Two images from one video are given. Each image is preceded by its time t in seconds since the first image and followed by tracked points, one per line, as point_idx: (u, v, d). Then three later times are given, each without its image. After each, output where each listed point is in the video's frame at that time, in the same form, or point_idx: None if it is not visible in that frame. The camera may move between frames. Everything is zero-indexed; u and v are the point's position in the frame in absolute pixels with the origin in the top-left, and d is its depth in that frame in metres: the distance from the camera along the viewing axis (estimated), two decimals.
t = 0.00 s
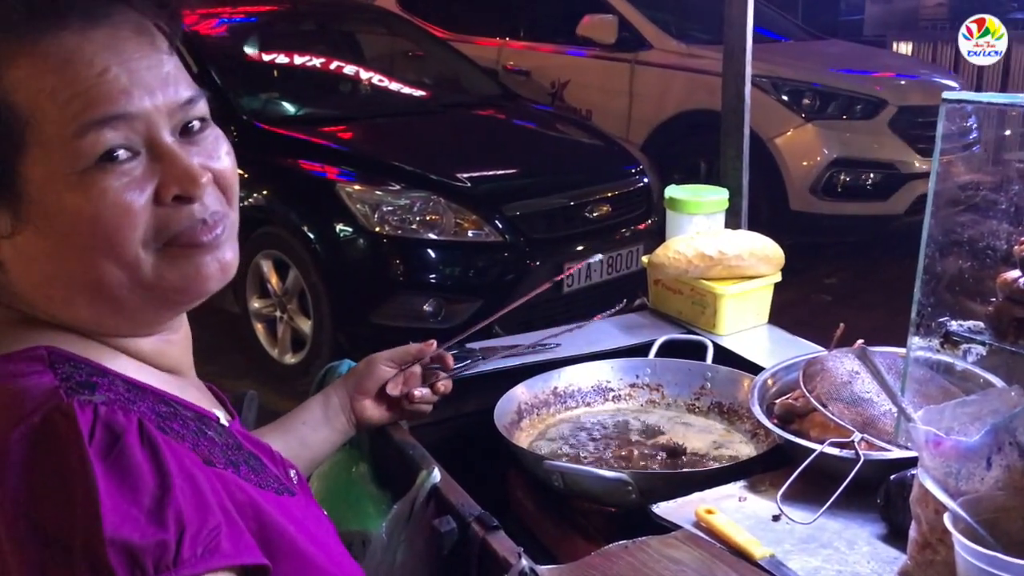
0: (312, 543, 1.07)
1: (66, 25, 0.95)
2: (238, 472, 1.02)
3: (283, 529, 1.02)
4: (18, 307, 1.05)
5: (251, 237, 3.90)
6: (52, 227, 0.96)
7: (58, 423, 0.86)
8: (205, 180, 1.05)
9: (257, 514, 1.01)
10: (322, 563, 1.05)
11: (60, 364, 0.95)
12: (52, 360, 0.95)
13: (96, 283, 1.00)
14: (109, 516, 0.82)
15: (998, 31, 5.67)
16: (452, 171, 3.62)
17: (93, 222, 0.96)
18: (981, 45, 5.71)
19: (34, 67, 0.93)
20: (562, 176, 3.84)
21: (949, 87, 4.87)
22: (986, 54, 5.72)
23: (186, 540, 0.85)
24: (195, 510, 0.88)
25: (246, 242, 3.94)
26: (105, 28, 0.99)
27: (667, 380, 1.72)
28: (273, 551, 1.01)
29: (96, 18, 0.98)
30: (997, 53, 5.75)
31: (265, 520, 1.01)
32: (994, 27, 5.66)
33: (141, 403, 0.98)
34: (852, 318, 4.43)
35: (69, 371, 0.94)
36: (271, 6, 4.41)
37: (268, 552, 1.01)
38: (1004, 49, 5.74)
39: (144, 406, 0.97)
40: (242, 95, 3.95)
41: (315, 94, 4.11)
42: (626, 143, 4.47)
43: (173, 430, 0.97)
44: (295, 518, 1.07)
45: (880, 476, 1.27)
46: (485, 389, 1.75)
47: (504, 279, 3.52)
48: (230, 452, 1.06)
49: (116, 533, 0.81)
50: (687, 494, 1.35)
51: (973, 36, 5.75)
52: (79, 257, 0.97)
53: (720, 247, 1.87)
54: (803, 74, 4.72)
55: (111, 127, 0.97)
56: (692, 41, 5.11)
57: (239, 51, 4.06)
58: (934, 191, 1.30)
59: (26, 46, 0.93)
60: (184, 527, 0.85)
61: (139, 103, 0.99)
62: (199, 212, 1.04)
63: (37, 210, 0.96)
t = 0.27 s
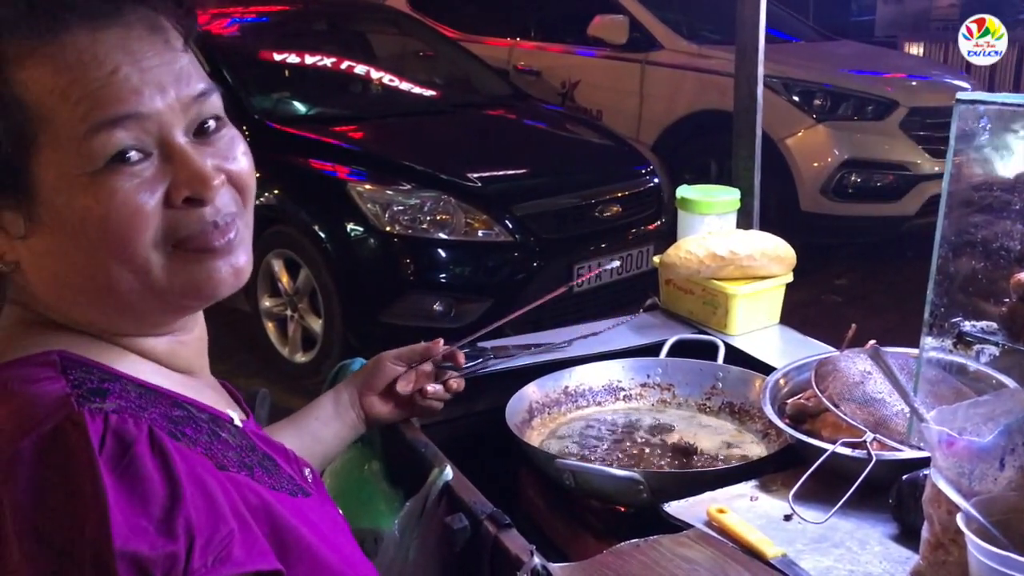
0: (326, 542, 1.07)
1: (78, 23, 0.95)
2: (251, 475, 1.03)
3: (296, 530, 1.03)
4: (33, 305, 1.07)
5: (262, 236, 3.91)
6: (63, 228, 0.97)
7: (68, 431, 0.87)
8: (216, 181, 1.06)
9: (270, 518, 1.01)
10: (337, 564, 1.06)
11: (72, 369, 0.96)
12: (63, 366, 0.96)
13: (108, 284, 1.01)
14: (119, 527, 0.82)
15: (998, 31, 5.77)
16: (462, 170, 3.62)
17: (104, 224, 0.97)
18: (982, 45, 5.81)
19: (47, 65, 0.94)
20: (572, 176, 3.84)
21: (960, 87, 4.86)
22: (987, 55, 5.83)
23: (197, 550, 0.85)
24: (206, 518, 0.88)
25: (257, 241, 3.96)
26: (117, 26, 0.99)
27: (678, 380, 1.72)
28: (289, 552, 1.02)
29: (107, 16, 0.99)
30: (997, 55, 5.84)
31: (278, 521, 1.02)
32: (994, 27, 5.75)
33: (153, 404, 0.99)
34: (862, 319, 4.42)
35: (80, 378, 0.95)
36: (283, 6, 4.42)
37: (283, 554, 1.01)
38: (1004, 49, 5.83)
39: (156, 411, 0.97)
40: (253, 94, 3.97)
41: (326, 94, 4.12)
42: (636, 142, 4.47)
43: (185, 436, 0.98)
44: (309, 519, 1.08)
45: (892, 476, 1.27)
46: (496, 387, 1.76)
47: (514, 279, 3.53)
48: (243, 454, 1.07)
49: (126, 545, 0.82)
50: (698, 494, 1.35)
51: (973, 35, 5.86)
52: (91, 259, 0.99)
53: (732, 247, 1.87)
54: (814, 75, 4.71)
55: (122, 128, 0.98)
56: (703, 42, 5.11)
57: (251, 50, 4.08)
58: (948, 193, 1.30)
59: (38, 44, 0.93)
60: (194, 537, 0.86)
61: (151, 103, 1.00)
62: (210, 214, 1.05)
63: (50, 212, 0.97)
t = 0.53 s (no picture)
0: (339, 541, 1.08)
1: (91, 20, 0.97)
2: (265, 473, 1.04)
3: (309, 530, 1.03)
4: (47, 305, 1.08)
5: (273, 235, 3.93)
6: (75, 231, 0.98)
7: (83, 429, 0.88)
8: (227, 183, 1.07)
9: (284, 516, 1.02)
10: (350, 564, 1.06)
11: (86, 366, 0.97)
12: (78, 363, 0.98)
13: (119, 286, 1.02)
14: (133, 524, 0.83)
15: (998, 31, 5.48)
16: (472, 171, 3.63)
17: (114, 227, 0.98)
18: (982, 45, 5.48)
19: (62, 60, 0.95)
20: (582, 177, 3.85)
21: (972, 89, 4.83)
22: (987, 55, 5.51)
23: (211, 546, 0.86)
24: (220, 515, 0.89)
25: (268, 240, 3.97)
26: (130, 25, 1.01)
27: (688, 381, 1.73)
28: (301, 550, 1.02)
29: (119, 16, 1.00)
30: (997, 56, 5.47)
31: (291, 519, 1.02)
32: (994, 27, 5.46)
33: (168, 404, 1.00)
34: (873, 321, 4.41)
35: (94, 375, 0.96)
36: (294, 6, 4.43)
37: (295, 551, 1.02)
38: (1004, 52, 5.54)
39: (170, 409, 0.98)
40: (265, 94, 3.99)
41: (337, 94, 4.13)
42: (646, 143, 4.47)
43: (200, 433, 0.98)
44: (322, 518, 1.09)
45: (904, 477, 1.27)
46: (507, 387, 1.77)
47: (524, 279, 3.53)
48: (258, 452, 1.07)
49: (140, 542, 0.82)
50: (708, 494, 1.36)
51: (973, 35, 5.50)
52: (102, 260, 1.00)
53: (743, 248, 1.87)
54: (826, 76, 4.69)
55: (131, 132, 0.99)
56: (713, 42, 5.10)
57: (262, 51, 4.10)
58: (960, 194, 1.28)
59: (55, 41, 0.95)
60: (207, 534, 0.86)
61: (161, 107, 1.01)
62: (219, 215, 1.06)
63: (62, 215, 0.98)
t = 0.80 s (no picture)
0: (351, 541, 1.09)
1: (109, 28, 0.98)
2: (279, 472, 1.05)
3: (321, 530, 1.04)
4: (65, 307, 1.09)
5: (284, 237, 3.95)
6: (93, 234, 0.99)
7: (100, 429, 0.89)
8: (245, 189, 1.08)
9: (296, 514, 1.02)
10: (362, 565, 1.07)
11: (102, 366, 0.99)
12: (94, 363, 0.99)
13: (136, 290, 1.03)
14: (147, 521, 0.84)
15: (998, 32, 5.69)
16: (482, 173, 3.64)
17: (132, 230, 0.99)
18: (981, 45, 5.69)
19: (81, 67, 0.96)
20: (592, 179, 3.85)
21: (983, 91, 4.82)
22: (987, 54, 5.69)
23: (224, 543, 0.87)
24: (234, 513, 0.90)
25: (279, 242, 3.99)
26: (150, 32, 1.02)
27: (699, 382, 1.73)
28: (314, 549, 1.03)
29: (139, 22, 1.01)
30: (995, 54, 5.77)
31: (304, 517, 1.03)
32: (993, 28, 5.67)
33: (184, 403, 1.01)
34: (884, 323, 4.40)
35: (109, 375, 0.97)
36: (305, 9, 4.46)
37: (308, 550, 1.03)
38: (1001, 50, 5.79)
39: (184, 408, 0.99)
40: (275, 97, 4.02)
41: (347, 96, 4.15)
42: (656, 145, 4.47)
43: (213, 431, 0.99)
44: (335, 517, 1.09)
45: (915, 479, 1.27)
46: (518, 389, 1.77)
47: (534, 281, 3.54)
48: (272, 450, 1.08)
49: (154, 539, 0.83)
50: (719, 495, 1.36)
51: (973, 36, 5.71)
52: (119, 263, 1.01)
53: (753, 250, 1.87)
54: (836, 78, 4.68)
55: (150, 138, 1.00)
56: (723, 44, 5.11)
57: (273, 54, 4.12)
58: (972, 195, 1.27)
59: (75, 48, 0.96)
60: (220, 532, 0.87)
61: (182, 114, 1.02)
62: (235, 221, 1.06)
63: (81, 217, 0.99)
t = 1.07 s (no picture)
0: (365, 546, 1.09)
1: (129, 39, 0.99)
2: (294, 477, 1.05)
3: (336, 535, 1.04)
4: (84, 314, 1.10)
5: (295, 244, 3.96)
6: (114, 241, 1.01)
7: (118, 434, 0.89)
8: (262, 197, 1.09)
9: (311, 519, 1.03)
10: (377, 569, 1.07)
11: (119, 372, 1.00)
12: (112, 368, 1.00)
13: (156, 296, 1.04)
14: (164, 526, 0.85)
15: (998, 32, 6.43)
16: (491, 179, 3.65)
17: (152, 236, 1.00)
18: (982, 45, 6.51)
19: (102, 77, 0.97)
20: (601, 185, 3.86)
21: (995, 96, 4.81)
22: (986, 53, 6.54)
23: (240, 548, 0.87)
24: (249, 517, 0.91)
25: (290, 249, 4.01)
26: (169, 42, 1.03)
27: (710, 389, 1.73)
28: (329, 553, 1.03)
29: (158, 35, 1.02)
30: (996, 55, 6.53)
31: (318, 523, 1.03)
32: (993, 28, 6.43)
33: (201, 409, 1.02)
34: (895, 329, 4.39)
35: (127, 380, 0.98)
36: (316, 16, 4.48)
37: (322, 555, 1.03)
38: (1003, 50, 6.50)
39: (201, 413, 1.00)
40: (286, 104, 4.05)
41: (357, 103, 4.17)
42: (666, 151, 4.48)
43: (229, 437, 1.00)
44: (350, 522, 1.10)
45: (926, 486, 1.27)
46: (528, 395, 1.78)
47: (544, 286, 3.54)
48: (287, 456, 1.09)
49: (170, 544, 0.84)
50: (729, 502, 1.36)
51: (974, 36, 6.51)
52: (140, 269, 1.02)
53: (763, 256, 1.87)
54: (846, 83, 4.67)
55: (173, 146, 1.01)
56: (732, 50, 5.11)
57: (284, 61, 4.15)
58: (982, 203, 1.28)
59: (96, 59, 0.97)
60: (236, 536, 0.88)
61: (202, 122, 1.03)
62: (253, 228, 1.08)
63: (103, 224, 1.00)
